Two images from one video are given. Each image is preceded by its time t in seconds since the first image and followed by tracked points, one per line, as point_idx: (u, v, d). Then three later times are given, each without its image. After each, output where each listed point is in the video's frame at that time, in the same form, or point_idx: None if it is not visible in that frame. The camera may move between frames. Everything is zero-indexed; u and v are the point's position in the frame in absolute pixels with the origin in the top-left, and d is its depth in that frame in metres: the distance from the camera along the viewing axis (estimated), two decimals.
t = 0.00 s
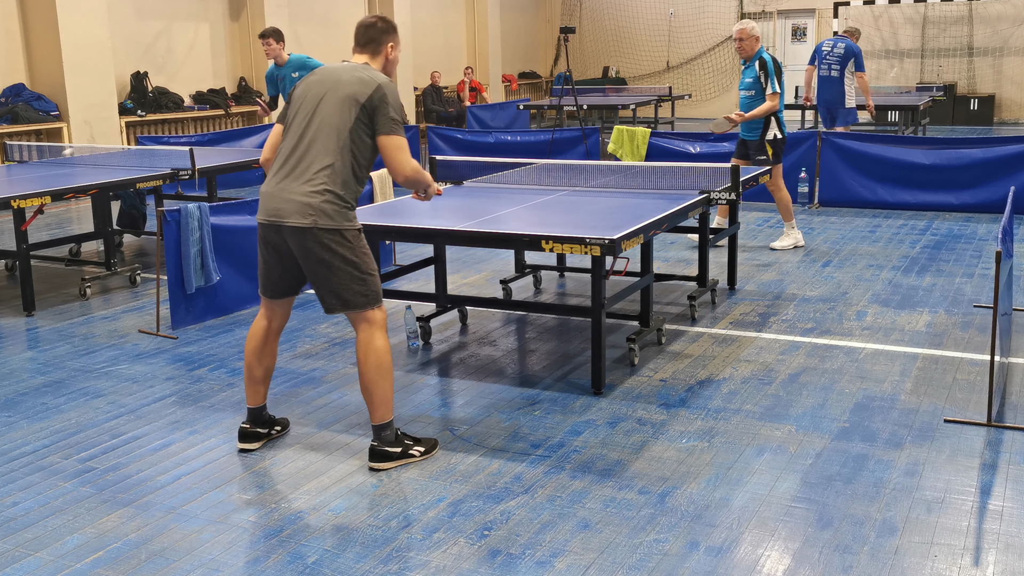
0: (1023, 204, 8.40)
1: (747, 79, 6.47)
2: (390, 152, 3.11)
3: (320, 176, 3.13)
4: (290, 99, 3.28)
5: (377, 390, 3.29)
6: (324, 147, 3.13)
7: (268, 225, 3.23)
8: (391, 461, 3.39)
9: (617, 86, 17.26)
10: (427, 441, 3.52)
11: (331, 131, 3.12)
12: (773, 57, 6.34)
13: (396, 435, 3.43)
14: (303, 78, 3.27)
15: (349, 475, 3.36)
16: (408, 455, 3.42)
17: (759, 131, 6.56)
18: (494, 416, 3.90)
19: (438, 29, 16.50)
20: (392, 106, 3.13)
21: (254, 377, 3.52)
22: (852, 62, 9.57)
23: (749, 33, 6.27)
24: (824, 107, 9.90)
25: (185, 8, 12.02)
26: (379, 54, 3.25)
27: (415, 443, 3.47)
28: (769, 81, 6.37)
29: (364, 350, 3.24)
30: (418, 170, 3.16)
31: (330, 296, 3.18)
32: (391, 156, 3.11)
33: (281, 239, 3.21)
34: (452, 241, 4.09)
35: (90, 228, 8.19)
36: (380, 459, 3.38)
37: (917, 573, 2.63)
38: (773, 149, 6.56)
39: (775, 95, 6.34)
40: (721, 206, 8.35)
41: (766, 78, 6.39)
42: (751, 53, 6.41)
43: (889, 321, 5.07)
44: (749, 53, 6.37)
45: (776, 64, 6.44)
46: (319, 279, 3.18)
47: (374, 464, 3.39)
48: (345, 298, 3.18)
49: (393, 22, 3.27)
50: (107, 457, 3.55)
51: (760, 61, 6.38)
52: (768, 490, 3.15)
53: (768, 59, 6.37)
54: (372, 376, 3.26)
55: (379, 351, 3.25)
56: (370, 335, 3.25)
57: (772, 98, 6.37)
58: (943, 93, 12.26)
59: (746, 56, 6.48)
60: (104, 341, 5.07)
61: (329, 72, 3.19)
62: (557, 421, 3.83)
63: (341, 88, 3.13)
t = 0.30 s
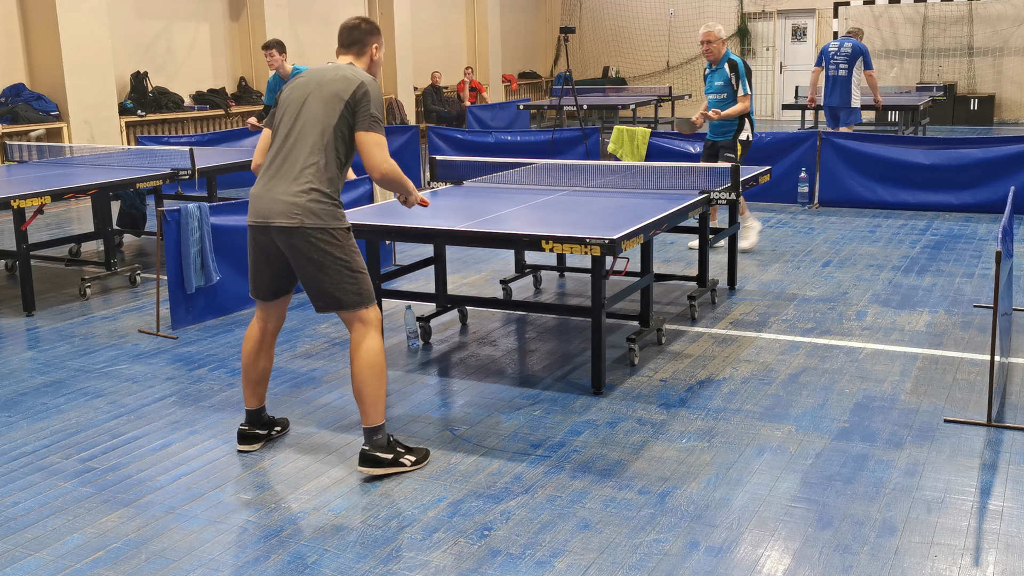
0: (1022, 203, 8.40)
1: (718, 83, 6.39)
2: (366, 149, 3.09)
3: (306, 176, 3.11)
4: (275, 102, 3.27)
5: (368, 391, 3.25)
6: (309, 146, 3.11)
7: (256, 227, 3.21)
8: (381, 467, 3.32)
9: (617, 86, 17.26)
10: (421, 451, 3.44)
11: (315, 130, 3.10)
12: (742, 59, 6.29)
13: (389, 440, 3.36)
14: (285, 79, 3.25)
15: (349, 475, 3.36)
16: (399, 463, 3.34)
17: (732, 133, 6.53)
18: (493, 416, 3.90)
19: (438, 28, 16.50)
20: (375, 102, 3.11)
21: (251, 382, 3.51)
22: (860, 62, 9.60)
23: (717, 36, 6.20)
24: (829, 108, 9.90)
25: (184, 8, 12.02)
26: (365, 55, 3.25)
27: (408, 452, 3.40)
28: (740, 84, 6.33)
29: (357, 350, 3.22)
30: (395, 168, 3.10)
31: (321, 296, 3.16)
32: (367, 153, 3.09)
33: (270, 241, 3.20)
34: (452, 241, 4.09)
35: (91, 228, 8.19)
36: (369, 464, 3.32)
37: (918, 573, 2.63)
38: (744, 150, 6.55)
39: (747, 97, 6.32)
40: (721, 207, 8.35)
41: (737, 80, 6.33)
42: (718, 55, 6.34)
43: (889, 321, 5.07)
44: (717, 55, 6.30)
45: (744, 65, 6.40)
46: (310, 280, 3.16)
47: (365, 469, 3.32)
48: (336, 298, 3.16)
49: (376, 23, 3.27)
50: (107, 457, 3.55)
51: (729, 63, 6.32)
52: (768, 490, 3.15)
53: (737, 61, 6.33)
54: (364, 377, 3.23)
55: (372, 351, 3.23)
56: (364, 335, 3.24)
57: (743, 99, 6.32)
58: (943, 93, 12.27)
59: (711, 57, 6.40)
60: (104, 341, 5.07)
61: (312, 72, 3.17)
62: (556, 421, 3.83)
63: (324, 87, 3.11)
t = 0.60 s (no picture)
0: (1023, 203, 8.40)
1: (701, 89, 6.29)
2: (412, 153, 3.06)
3: (343, 180, 3.08)
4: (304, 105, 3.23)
5: (380, 401, 3.24)
6: (346, 149, 3.08)
7: (286, 233, 3.15)
8: (380, 475, 3.30)
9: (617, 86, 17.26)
10: (417, 453, 3.43)
11: (352, 132, 3.07)
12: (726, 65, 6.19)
13: (386, 447, 3.34)
14: (315, 81, 3.22)
15: (349, 476, 3.36)
16: (397, 468, 3.33)
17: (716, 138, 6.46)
18: (493, 416, 3.90)
19: (438, 29, 16.50)
20: (412, 105, 3.10)
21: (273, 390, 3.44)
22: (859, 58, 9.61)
23: (699, 45, 6.06)
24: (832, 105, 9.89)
25: (185, 8, 12.02)
26: (392, 56, 3.24)
27: (404, 455, 3.38)
28: (725, 90, 6.24)
29: (373, 361, 3.20)
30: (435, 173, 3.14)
31: (352, 304, 3.13)
32: (413, 157, 3.07)
33: (300, 247, 3.14)
34: (452, 241, 4.09)
35: (91, 228, 8.19)
36: (368, 473, 3.29)
37: (917, 573, 2.63)
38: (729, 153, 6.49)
39: (733, 104, 6.24)
40: (721, 206, 8.36)
41: (722, 87, 6.23)
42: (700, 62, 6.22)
43: (889, 321, 5.07)
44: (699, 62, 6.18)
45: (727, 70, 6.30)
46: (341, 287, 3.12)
47: (362, 478, 3.29)
48: (367, 307, 3.13)
49: (402, 23, 3.26)
50: (107, 457, 3.55)
51: (713, 70, 6.21)
52: (768, 490, 3.15)
53: (721, 66, 6.22)
54: (378, 387, 3.22)
55: (388, 362, 3.21)
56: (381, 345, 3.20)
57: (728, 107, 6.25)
58: (943, 93, 12.27)
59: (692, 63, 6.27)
60: (104, 341, 5.07)
61: (346, 74, 3.15)
62: (556, 421, 3.83)
63: (360, 89, 3.09)
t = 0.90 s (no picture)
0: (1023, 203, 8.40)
1: (688, 92, 6.26)
2: (424, 149, 3.08)
3: (358, 179, 3.07)
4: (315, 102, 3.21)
5: (383, 402, 3.24)
6: (362, 147, 3.07)
7: (300, 232, 3.13)
8: (379, 475, 3.30)
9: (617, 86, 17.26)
10: (417, 453, 3.43)
11: (368, 130, 3.06)
12: (714, 70, 6.11)
13: (386, 448, 3.34)
14: (325, 78, 3.20)
15: (349, 476, 3.36)
16: (397, 468, 3.33)
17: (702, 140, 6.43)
18: (493, 415, 3.90)
19: (438, 28, 16.50)
20: (426, 101, 3.11)
21: (287, 393, 3.37)
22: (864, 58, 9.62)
23: (687, 51, 5.99)
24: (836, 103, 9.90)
25: (184, 8, 12.02)
26: (404, 50, 3.23)
27: (404, 456, 3.38)
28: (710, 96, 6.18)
29: (375, 364, 3.21)
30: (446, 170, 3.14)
31: (364, 304, 3.13)
32: (424, 153, 3.08)
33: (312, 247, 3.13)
34: (452, 241, 4.09)
35: (91, 228, 8.19)
36: (368, 473, 3.29)
37: (918, 573, 2.63)
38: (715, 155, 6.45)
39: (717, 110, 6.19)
40: (721, 206, 8.36)
41: (709, 93, 6.17)
42: (688, 66, 6.15)
43: (889, 321, 5.07)
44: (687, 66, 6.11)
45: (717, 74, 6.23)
46: (353, 287, 3.12)
47: (361, 478, 3.29)
48: (379, 308, 3.14)
49: (414, 17, 3.25)
50: (107, 457, 3.55)
51: (701, 75, 6.14)
52: (768, 490, 3.15)
53: (710, 72, 6.15)
54: (381, 389, 3.21)
55: (391, 365, 3.21)
56: (386, 346, 3.21)
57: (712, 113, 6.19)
58: (943, 93, 12.27)
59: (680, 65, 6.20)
60: (104, 341, 5.07)
61: (358, 70, 3.14)
62: (556, 421, 3.83)
63: (374, 85, 3.09)
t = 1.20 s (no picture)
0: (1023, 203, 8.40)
1: (674, 82, 6.22)
2: (424, 152, 3.08)
3: (360, 181, 3.07)
4: (316, 102, 3.21)
5: (385, 403, 3.24)
6: (363, 148, 3.07)
7: (301, 235, 3.13)
8: (380, 475, 3.30)
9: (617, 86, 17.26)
10: (417, 453, 3.43)
11: (370, 131, 3.06)
12: (702, 63, 6.05)
13: (386, 448, 3.34)
14: (327, 78, 3.20)
15: (349, 476, 3.36)
16: (397, 468, 3.33)
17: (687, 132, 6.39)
18: (493, 415, 3.90)
19: (438, 28, 16.50)
20: (427, 102, 3.11)
21: (285, 395, 3.37)
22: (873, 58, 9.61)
23: (674, 39, 5.95)
24: (845, 105, 9.91)
25: (184, 8, 12.02)
26: (405, 48, 3.22)
27: (404, 456, 3.38)
28: (692, 88, 6.12)
29: (376, 365, 3.21)
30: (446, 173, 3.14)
31: (367, 306, 3.13)
32: (425, 156, 3.08)
33: (313, 249, 3.13)
34: (452, 241, 4.09)
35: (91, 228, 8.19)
36: (368, 473, 3.29)
37: (918, 573, 2.63)
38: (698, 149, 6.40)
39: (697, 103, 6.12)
40: (721, 207, 8.36)
41: (691, 84, 6.11)
42: (677, 56, 6.11)
43: (889, 321, 5.07)
44: (674, 55, 6.08)
45: (707, 70, 6.15)
46: (355, 289, 3.12)
47: (361, 478, 3.29)
48: (381, 309, 3.14)
49: (415, 15, 3.24)
50: (107, 457, 3.55)
51: (687, 66, 6.09)
52: (768, 490, 3.15)
53: (699, 64, 6.08)
54: (383, 389, 3.21)
55: (392, 366, 3.21)
56: (386, 347, 3.21)
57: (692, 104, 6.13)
58: (943, 93, 12.27)
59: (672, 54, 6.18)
60: (104, 341, 5.07)
61: (360, 71, 3.14)
62: (556, 421, 3.83)
63: (375, 86, 3.09)
